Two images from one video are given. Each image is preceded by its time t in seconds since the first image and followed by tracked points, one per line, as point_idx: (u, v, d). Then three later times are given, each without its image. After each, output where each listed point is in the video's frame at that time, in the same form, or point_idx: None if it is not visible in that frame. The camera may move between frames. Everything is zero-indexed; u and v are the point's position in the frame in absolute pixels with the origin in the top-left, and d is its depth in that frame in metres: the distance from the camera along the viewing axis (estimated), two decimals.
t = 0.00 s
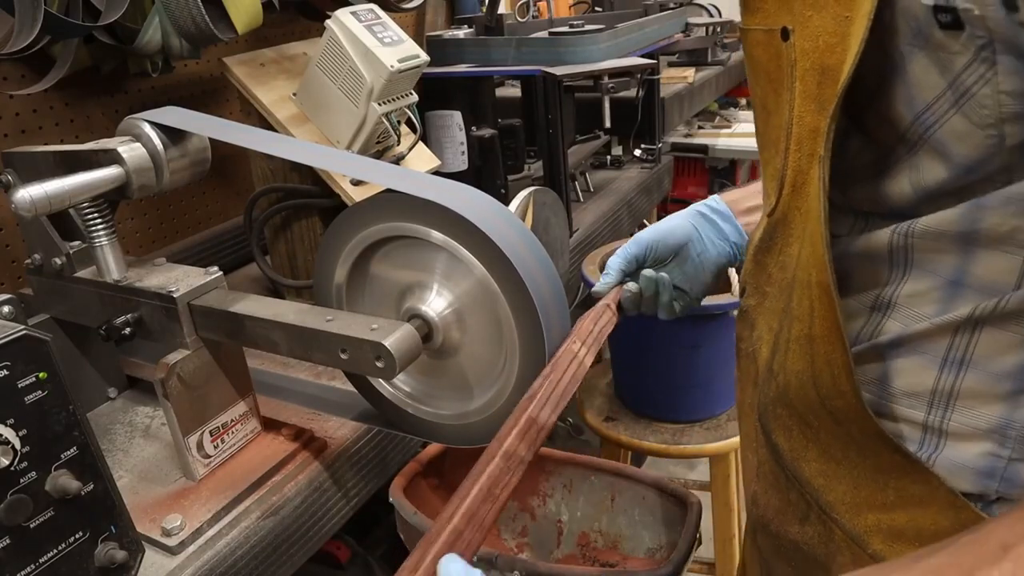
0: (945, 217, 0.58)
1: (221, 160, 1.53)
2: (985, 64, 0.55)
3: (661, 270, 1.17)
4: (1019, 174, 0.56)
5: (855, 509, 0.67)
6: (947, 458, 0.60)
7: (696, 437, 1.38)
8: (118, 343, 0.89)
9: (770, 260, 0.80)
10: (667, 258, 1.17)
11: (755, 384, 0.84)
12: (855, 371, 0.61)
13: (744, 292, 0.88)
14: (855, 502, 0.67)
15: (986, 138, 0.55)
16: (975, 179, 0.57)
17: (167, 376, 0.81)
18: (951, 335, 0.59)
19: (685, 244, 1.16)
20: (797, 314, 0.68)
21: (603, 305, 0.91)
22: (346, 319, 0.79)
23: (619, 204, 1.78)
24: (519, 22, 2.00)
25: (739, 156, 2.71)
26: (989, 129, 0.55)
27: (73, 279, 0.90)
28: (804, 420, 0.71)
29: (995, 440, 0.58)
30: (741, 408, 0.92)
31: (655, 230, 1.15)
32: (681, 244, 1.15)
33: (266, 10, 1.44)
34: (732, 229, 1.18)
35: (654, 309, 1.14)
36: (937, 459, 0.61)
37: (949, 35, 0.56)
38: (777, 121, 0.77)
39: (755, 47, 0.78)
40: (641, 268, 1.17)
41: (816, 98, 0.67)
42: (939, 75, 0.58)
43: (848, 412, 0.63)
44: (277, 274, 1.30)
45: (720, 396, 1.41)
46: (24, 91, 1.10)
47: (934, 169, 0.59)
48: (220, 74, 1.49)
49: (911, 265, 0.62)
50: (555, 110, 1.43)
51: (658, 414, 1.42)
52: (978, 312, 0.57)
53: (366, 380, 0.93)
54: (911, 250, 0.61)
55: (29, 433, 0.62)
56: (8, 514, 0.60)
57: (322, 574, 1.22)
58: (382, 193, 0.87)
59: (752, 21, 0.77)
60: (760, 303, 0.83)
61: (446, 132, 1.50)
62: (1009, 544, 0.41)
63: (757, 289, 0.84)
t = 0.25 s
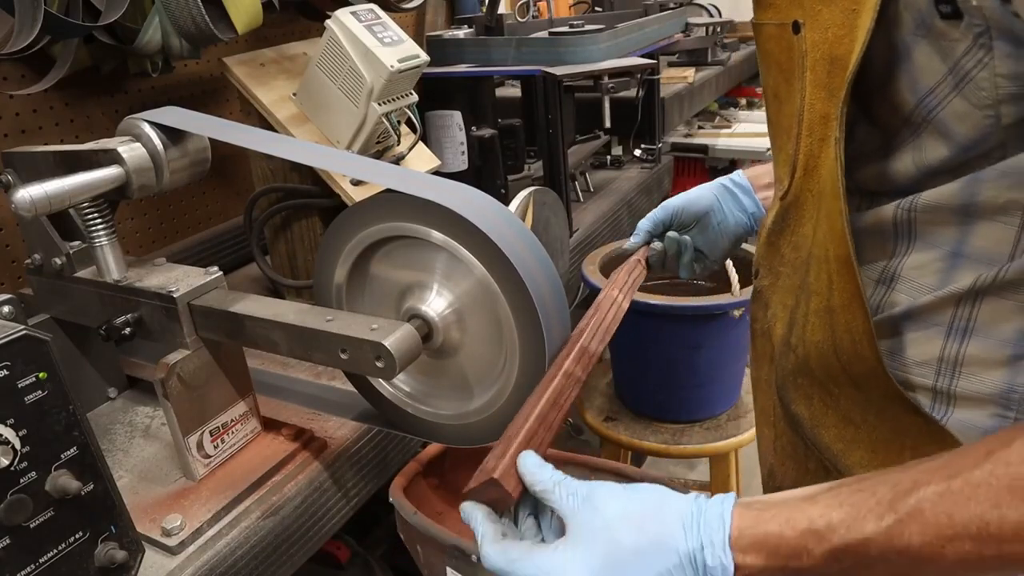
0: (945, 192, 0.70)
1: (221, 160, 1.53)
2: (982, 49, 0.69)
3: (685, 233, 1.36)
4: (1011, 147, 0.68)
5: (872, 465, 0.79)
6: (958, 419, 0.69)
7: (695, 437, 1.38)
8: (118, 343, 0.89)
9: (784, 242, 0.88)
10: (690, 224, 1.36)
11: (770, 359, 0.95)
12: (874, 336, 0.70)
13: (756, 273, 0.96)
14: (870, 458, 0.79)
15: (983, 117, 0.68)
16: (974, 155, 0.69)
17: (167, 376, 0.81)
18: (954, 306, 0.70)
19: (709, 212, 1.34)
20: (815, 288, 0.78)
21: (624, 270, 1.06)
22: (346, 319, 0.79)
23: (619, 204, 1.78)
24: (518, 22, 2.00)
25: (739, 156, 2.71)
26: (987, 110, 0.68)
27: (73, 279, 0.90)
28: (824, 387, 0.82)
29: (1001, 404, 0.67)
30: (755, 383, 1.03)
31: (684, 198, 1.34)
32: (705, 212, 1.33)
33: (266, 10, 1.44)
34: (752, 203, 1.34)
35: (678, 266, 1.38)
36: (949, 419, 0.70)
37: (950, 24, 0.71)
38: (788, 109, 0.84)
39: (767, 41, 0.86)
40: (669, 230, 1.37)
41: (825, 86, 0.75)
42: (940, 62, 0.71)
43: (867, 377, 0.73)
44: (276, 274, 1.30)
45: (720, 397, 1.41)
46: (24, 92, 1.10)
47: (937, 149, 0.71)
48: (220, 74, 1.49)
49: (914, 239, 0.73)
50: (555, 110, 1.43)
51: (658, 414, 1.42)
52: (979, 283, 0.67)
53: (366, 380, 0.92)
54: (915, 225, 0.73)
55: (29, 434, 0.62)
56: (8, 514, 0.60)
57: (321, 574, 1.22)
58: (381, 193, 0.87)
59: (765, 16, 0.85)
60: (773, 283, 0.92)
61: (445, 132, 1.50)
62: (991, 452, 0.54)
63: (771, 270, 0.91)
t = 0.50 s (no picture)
0: (963, 186, 0.71)
1: (221, 160, 1.53)
2: (992, 37, 0.69)
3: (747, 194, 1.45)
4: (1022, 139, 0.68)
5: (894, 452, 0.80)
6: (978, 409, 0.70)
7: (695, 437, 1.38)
8: (118, 342, 0.89)
9: (802, 236, 0.90)
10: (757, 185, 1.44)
11: (787, 350, 0.96)
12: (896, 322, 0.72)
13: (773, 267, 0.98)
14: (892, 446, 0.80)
15: (994, 105, 0.69)
16: (985, 146, 0.70)
17: (167, 376, 0.81)
18: (972, 294, 0.70)
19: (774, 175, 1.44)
20: (836, 278, 0.80)
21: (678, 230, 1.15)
22: (346, 319, 0.79)
23: (619, 204, 1.78)
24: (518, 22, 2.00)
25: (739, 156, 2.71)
26: (997, 97, 0.68)
27: (73, 279, 0.90)
28: (844, 378, 0.82)
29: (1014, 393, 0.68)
30: (768, 376, 1.03)
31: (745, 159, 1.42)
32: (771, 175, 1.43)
33: (266, 10, 1.44)
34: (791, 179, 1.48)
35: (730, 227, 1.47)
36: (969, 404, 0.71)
37: (959, 14, 0.72)
38: (803, 106, 0.89)
39: (784, 40, 0.91)
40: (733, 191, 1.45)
41: (840, 81, 0.80)
42: (951, 53, 0.73)
43: (890, 363, 0.75)
44: (276, 274, 1.30)
45: (720, 396, 1.41)
46: (24, 91, 1.10)
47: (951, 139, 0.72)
48: (220, 74, 1.49)
49: (932, 230, 0.75)
50: (556, 110, 1.43)
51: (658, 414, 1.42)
52: (997, 272, 0.68)
53: (366, 380, 0.92)
54: (931, 217, 0.74)
55: (28, 434, 0.62)
56: (7, 514, 0.60)
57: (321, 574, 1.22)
58: (382, 193, 0.87)
59: (779, 16, 0.90)
60: (791, 275, 0.94)
61: (445, 132, 1.50)
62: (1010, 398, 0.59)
63: (786, 263, 0.94)
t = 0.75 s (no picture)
0: (927, 200, 0.69)
1: (221, 160, 1.53)
2: (951, 50, 0.67)
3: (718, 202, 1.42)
4: (990, 152, 0.67)
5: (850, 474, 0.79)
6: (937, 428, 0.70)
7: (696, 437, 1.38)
8: (118, 343, 0.89)
9: (767, 248, 0.86)
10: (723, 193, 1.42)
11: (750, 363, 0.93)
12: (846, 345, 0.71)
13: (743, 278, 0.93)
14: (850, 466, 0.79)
15: (956, 120, 0.67)
16: (953, 161, 0.69)
17: (166, 376, 0.81)
18: (936, 310, 0.69)
19: (740, 183, 1.41)
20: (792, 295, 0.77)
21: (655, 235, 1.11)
22: (346, 319, 0.79)
23: (619, 204, 1.78)
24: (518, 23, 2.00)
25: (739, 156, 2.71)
26: (959, 112, 0.66)
27: (73, 279, 0.90)
28: (804, 397, 0.81)
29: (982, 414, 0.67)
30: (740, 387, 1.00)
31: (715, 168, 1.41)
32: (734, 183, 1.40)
33: (266, 10, 1.44)
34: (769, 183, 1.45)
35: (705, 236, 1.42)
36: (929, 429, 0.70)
37: (919, 26, 0.70)
38: (768, 116, 0.84)
39: (749, 46, 0.85)
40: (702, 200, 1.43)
41: (804, 90, 0.75)
42: (913, 64, 0.70)
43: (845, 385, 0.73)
44: (276, 274, 1.29)
45: (720, 396, 1.41)
46: (24, 91, 1.10)
47: (915, 154, 0.70)
48: (220, 74, 1.49)
49: (896, 246, 0.73)
50: (555, 110, 1.43)
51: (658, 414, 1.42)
52: (959, 288, 0.67)
53: (366, 380, 0.92)
54: (895, 232, 0.72)
55: (28, 434, 0.62)
56: (8, 514, 0.60)
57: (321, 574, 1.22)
58: (381, 193, 0.87)
59: (744, 20, 0.84)
60: (758, 289, 0.89)
61: (446, 132, 1.50)
62: (948, 415, 0.58)
63: (755, 276, 0.89)
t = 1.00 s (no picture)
0: (952, 205, 0.60)
1: (221, 159, 1.53)
2: (983, 52, 0.58)
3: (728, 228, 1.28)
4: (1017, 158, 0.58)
5: (863, 487, 0.69)
6: (951, 434, 0.62)
7: (696, 437, 1.38)
8: (118, 342, 0.89)
9: (780, 249, 0.80)
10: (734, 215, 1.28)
11: (762, 366, 0.84)
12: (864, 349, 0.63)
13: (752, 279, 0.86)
14: (863, 480, 0.69)
15: (985, 124, 0.58)
16: (977, 164, 0.60)
17: (167, 376, 0.81)
18: (955, 314, 0.61)
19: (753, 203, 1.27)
20: (808, 300, 0.70)
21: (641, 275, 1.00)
22: (345, 319, 0.79)
23: (619, 204, 1.78)
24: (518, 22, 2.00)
25: (739, 156, 2.71)
26: (988, 115, 0.58)
27: (73, 279, 0.90)
28: (813, 401, 0.71)
29: (998, 417, 0.59)
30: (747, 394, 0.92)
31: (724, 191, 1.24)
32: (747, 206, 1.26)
33: (266, 10, 1.44)
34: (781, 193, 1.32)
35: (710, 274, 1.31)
36: (943, 436, 0.62)
37: (950, 25, 0.60)
38: (783, 116, 0.77)
39: (767, 44, 0.79)
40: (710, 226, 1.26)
41: (823, 90, 0.68)
42: (941, 65, 0.61)
43: (857, 395, 0.65)
44: (276, 274, 1.29)
45: (720, 397, 1.41)
46: (24, 92, 1.10)
47: (937, 156, 0.62)
48: (220, 74, 1.49)
49: (915, 251, 0.64)
50: (555, 110, 1.43)
51: (658, 414, 1.42)
52: (980, 292, 0.58)
53: (366, 380, 0.93)
54: (915, 239, 0.64)
55: (28, 434, 0.62)
56: (8, 514, 0.60)
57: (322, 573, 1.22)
58: (382, 193, 0.87)
59: (762, 16, 0.77)
60: (770, 291, 0.82)
61: (446, 132, 1.51)
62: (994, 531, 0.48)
63: (766, 277, 0.83)
